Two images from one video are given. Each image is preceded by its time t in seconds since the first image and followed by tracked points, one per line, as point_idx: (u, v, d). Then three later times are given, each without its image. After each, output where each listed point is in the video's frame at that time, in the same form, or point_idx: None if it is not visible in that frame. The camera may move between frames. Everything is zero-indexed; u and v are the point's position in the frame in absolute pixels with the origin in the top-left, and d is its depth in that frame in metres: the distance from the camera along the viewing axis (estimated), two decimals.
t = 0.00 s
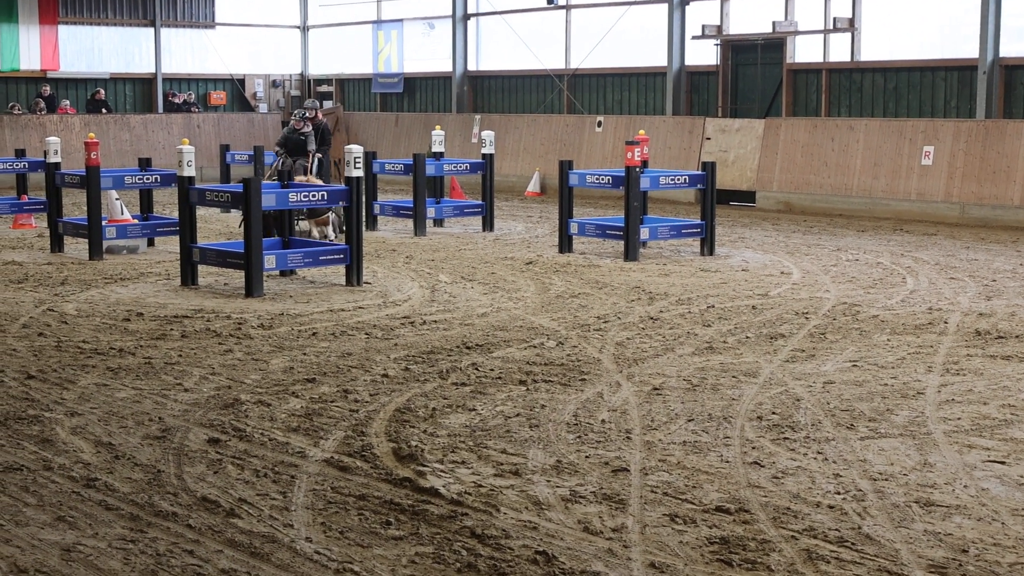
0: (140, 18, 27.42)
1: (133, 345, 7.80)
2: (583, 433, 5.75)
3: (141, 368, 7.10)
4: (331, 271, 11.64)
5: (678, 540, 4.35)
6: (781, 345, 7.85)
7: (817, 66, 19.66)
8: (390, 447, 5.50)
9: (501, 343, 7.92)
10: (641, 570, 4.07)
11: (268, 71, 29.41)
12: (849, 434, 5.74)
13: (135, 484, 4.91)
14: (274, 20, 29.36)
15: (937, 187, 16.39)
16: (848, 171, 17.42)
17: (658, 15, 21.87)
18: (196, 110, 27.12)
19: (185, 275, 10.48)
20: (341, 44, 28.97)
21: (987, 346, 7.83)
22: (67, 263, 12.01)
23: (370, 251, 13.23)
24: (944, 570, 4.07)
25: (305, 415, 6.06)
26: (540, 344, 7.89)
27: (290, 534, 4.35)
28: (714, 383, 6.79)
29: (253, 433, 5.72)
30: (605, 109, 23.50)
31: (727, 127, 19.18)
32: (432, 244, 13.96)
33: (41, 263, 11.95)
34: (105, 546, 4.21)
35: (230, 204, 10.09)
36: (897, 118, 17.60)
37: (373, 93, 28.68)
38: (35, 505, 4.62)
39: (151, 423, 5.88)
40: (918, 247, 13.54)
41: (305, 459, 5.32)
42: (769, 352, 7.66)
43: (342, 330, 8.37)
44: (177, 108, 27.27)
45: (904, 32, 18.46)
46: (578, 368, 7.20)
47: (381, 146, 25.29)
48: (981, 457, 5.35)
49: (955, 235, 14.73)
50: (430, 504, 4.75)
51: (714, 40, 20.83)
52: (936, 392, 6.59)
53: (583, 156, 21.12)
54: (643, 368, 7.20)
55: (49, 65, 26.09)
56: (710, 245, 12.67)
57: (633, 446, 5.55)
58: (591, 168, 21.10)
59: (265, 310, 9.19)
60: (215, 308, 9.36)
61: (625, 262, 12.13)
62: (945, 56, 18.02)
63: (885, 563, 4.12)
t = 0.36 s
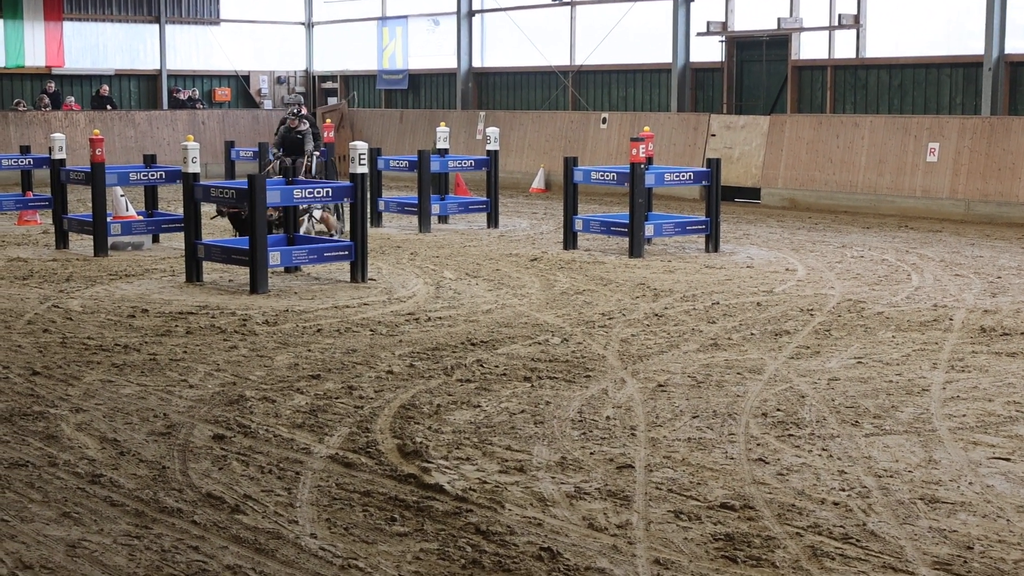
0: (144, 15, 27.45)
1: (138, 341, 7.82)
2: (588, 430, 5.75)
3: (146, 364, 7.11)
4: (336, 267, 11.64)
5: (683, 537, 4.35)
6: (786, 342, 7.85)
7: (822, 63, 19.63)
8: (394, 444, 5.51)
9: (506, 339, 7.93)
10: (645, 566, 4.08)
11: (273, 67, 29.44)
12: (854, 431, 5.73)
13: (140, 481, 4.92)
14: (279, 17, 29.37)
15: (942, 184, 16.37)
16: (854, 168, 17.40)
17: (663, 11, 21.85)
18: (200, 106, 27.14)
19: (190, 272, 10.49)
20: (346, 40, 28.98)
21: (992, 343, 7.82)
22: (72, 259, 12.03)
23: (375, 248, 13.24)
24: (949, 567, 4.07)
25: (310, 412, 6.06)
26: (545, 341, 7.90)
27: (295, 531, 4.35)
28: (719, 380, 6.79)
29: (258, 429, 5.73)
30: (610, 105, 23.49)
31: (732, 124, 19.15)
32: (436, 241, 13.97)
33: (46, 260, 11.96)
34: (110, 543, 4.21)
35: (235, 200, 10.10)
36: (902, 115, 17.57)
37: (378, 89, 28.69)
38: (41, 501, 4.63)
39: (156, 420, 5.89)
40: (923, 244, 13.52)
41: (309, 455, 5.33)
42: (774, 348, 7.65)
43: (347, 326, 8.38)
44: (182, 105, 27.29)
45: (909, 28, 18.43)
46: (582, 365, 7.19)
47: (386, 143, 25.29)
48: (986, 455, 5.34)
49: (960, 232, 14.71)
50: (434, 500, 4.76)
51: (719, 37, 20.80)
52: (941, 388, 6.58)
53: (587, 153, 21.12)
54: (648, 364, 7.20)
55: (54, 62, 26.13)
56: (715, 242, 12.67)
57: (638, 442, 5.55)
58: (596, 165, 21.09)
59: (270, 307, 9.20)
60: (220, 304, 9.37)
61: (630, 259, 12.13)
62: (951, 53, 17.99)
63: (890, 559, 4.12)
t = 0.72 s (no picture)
0: (155, 11, 27.51)
1: (148, 337, 7.84)
2: (598, 427, 5.75)
3: (156, 360, 7.13)
4: (346, 264, 11.66)
5: (692, 533, 4.35)
6: (796, 339, 7.83)
7: (833, 59, 19.58)
8: (404, 440, 5.52)
9: (516, 336, 7.93)
10: (655, 563, 4.08)
11: (283, 64, 29.47)
12: (863, 428, 5.72)
13: (150, 476, 4.94)
14: (290, 13, 29.40)
15: (953, 180, 16.32)
16: (864, 164, 17.36)
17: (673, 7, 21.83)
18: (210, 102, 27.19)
19: (200, 268, 10.52)
20: (355, 36, 28.99)
21: (1003, 340, 7.79)
22: (83, 255, 12.07)
23: (385, 244, 13.25)
24: (959, 564, 4.06)
25: (320, 407, 6.07)
26: (555, 337, 7.90)
27: (305, 527, 4.36)
28: (729, 376, 6.79)
29: (268, 425, 5.74)
30: (620, 101, 23.46)
31: (743, 120, 19.12)
32: (446, 237, 13.98)
33: (57, 256, 12.00)
34: (121, 537, 4.23)
35: (245, 196, 10.13)
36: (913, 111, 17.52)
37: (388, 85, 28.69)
38: (52, 496, 4.65)
39: (166, 415, 5.91)
40: (933, 241, 13.48)
41: (320, 451, 5.34)
42: (784, 345, 7.64)
43: (357, 322, 8.39)
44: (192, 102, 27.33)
45: (920, 25, 18.38)
46: (592, 361, 7.20)
47: (396, 139, 25.29)
48: (996, 452, 5.33)
49: (970, 229, 14.66)
50: (444, 496, 4.76)
51: (729, 33, 20.73)
52: (951, 385, 6.56)
53: (597, 149, 21.10)
54: (658, 361, 7.20)
55: (65, 58, 26.24)
56: (725, 238, 12.66)
57: (648, 439, 5.55)
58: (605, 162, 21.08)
59: (280, 303, 9.22)
60: (230, 300, 9.39)
61: (640, 255, 12.12)
62: (962, 49, 17.93)
63: (900, 557, 4.11)
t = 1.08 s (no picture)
0: (182, 9, 27.70)
1: (175, 333, 7.90)
2: (624, 424, 5.75)
3: (183, 356, 7.18)
4: (373, 261, 11.69)
5: (719, 532, 4.34)
6: (823, 337, 7.79)
7: (860, 56, 19.44)
8: (430, 437, 5.53)
9: (542, 333, 7.93)
10: (682, 560, 4.07)
11: (309, 61, 29.60)
12: (891, 427, 5.69)
13: (178, 471, 4.98)
14: (317, 12, 29.54)
15: (982, 179, 16.17)
16: (891, 162, 17.24)
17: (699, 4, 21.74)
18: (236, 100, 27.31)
19: (227, 265, 10.58)
20: (381, 34, 29.03)
21: None
22: (112, 252, 12.16)
23: (411, 241, 13.28)
24: (988, 564, 4.03)
25: (346, 404, 6.09)
26: (581, 335, 7.89)
27: (332, 522, 4.38)
28: (756, 374, 6.76)
29: (295, 421, 5.77)
30: (646, 99, 23.40)
31: (769, 118, 19.00)
32: (472, 234, 14.00)
33: (86, 253, 12.10)
34: (149, 532, 4.27)
35: (272, 193, 10.17)
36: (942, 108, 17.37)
37: (414, 83, 28.71)
38: (81, 490, 4.70)
39: (194, 411, 5.95)
40: (962, 239, 13.36)
41: (346, 448, 5.36)
42: (811, 343, 7.59)
43: (383, 320, 8.42)
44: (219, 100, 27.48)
45: (949, 21, 18.22)
46: (619, 359, 7.18)
47: (422, 137, 25.32)
48: None
49: (1000, 227, 14.52)
50: (470, 493, 4.77)
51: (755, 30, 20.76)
52: (980, 384, 6.51)
53: (623, 147, 21.06)
54: (684, 359, 7.18)
55: (94, 57, 26.34)
56: (752, 236, 12.60)
57: (674, 437, 5.54)
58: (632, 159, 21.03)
59: (307, 300, 9.25)
60: (257, 297, 9.43)
61: (666, 253, 12.09)
62: (991, 46, 17.76)
63: (929, 557, 4.09)
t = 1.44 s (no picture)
0: (238, 9, 28.06)
1: (231, 331, 8.00)
2: (677, 424, 5.73)
3: (238, 354, 7.28)
4: (427, 260, 11.76)
5: (773, 533, 4.32)
6: (879, 338, 7.70)
7: (917, 54, 19.18)
8: (483, 436, 5.56)
9: (594, 333, 7.93)
10: (735, 562, 4.06)
11: (363, 61, 29.86)
12: (948, 429, 5.61)
13: (233, 468, 5.05)
14: (371, 12, 29.80)
15: None
16: (948, 161, 16.99)
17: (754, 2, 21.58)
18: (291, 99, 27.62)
19: (282, 264, 10.70)
20: (435, 33, 29.17)
21: None
22: (169, 250, 12.35)
23: (464, 240, 13.33)
24: None
25: (400, 402, 6.14)
26: (634, 334, 7.87)
27: (385, 520, 4.42)
28: (811, 375, 6.70)
29: (349, 419, 5.82)
30: (700, 98, 23.29)
31: (825, 117, 18.82)
32: (525, 233, 14.01)
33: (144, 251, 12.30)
34: (204, 528, 4.34)
35: (326, 192, 10.27)
36: (1002, 107, 17.09)
37: (467, 83, 28.81)
38: (138, 486, 4.78)
39: (249, 408, 6.03)
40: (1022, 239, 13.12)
41: (400, 446, 5.40)
42: (867, 344, 7.51)
43: (436, 318, 8.47)
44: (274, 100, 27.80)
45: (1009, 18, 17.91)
46: (672, 359, 7.16)
47: (475, 135, 25.40)
48: None
49: None
50: (523, 492, 4.79)
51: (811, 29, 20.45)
52: None
53: (677, 146, 20.97)
54: (738, 359, 7.14)
55: (150, 56, 26.66)
56: (807, 236, 12.49)
57: (728, 438, 5.51)
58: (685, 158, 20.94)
59: (360, 299, 9.33)
60: (311, 295, 9.52)
61: (720, 253, 12.01)
62: None
63: (986, 560, 4.03)
